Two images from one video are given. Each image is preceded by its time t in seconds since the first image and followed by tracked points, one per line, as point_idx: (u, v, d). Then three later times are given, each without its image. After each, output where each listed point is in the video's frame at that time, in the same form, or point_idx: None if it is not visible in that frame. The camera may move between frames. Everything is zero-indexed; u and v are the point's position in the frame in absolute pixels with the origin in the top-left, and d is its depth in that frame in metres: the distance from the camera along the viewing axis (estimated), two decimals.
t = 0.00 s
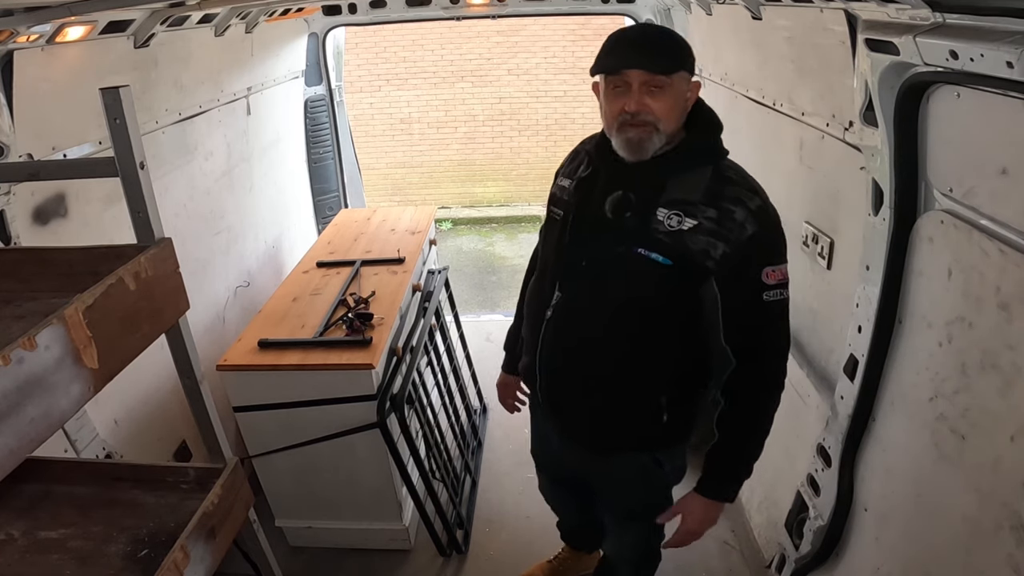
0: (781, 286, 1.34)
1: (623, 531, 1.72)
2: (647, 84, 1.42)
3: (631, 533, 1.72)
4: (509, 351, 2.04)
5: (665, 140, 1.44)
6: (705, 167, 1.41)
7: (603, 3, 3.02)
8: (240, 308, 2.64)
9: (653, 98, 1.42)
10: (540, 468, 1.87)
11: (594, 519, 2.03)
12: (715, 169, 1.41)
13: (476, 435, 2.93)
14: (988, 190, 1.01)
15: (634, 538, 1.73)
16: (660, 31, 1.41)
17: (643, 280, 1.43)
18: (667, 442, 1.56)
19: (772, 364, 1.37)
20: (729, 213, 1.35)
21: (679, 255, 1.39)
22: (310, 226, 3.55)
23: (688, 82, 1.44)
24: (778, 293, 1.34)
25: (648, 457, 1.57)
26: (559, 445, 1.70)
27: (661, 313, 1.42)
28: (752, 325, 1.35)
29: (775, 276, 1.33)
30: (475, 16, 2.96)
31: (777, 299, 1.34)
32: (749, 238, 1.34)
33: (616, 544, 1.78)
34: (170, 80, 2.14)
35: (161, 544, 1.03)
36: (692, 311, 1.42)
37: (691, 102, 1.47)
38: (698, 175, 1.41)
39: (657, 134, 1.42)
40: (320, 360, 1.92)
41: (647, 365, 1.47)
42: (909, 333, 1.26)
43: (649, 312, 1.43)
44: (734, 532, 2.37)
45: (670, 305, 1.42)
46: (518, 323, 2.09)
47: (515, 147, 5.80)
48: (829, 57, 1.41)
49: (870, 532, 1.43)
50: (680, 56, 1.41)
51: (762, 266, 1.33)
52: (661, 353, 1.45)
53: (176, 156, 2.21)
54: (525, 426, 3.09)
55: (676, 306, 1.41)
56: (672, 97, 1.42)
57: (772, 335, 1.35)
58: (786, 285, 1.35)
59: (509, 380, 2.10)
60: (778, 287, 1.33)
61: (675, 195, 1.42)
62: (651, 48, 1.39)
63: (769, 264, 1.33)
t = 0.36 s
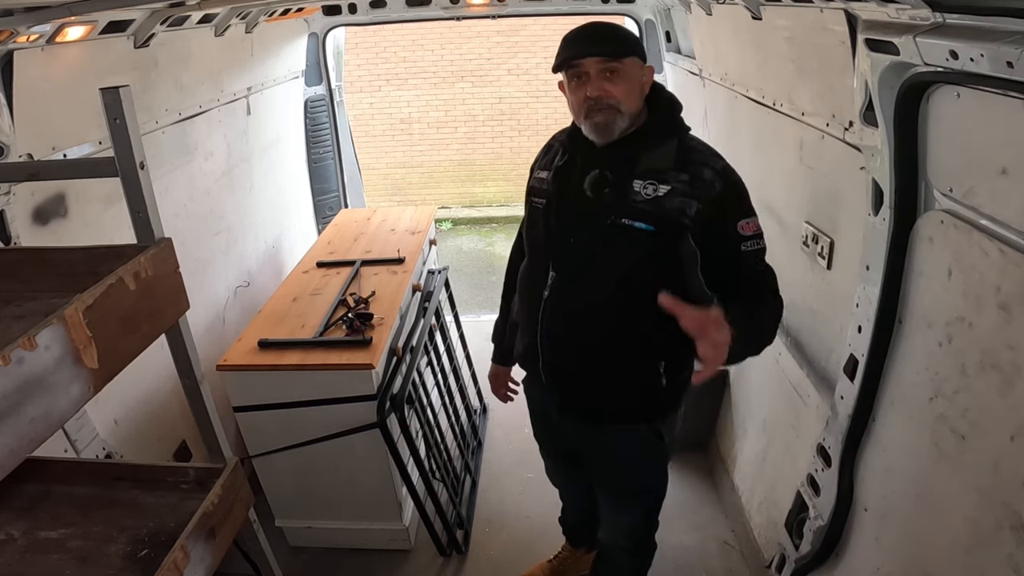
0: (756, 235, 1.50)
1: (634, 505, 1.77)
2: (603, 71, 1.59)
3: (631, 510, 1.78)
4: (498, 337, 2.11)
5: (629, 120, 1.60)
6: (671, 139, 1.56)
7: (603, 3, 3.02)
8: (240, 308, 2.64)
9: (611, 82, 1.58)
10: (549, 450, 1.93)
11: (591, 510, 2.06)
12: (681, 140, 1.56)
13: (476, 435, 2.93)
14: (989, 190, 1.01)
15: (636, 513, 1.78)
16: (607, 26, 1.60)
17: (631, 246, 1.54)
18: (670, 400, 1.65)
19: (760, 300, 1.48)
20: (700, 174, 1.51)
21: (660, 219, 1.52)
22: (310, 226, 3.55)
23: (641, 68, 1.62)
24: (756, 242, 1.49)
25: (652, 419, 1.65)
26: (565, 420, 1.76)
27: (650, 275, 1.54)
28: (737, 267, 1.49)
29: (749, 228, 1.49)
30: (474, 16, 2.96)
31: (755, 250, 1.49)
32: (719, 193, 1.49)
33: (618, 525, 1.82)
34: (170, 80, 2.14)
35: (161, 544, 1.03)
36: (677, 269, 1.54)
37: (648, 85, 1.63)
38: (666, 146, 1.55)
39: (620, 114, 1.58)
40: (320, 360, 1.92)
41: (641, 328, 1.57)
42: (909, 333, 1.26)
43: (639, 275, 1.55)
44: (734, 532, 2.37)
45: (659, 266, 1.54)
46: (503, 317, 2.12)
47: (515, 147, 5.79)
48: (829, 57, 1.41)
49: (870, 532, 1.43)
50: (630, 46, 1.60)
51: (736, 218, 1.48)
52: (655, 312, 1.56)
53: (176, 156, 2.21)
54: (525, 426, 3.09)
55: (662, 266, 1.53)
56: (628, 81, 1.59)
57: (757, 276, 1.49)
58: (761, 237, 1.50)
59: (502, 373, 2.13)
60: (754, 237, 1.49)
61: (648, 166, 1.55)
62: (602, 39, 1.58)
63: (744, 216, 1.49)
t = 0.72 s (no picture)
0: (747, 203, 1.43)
1: (638, 487, 1.76)
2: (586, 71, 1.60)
3: (629, 495, 1.77)
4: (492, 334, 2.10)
5: (613, 116, 1.61)
6: (654, 125, 1.59)
7: (603, 3, 3.03)
8: (240, 308, 2.64)
9: (594, 81, 1.59)
10: (554, 442, 1.93)
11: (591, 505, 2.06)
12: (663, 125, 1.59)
13: (476, 435, 2.93)
14: (988, 190, 1.01)
15: (635, 497, 1.77)
16: (585, 28, 1.61)
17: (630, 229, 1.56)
18: (675, 374, 1.69)
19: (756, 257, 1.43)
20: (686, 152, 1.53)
21: (654, 199, 1.54)
22: (310, 226, 3.55)
23: (620, 66, 1.63)
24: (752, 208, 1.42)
25: (660, 397, 1.67)
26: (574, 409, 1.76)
27: (649, 255, 1.57)
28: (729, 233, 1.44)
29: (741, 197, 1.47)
30: (475, 16, 2.96)
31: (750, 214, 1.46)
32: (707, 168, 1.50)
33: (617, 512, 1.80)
34: (170, 80, 2.14)
35: (161, 544, 1.03)
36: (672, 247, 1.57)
37: (628, 82, 1.65)
38: (651, 130, 1.58)
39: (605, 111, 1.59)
40: (321, 360, 1.92)
41: (643, 308, 1.60)
42: (909, 333, 1.26)
43: (639, 256, 1.57)
44: (734, 532, 2.37)
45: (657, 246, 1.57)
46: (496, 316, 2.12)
47: (515, 147, 5.79)
48: (829, 57, 1.41)
49: (870, 532, 1.43)
50: (610, 46, 1.61)
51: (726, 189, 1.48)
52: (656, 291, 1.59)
53: (176, 156, 2.21)
54: (525, 426, 3.09)
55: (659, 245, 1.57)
56: (610, 79, 1.60)
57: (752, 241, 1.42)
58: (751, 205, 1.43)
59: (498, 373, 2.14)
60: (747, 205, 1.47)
61: (636, 151, 1.57)
62: (583, 40, 1.58)
63: (733, 187, 1.42)
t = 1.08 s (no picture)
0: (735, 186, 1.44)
1: (639, 481, 1.75)
2: (575, 71, 1.61)
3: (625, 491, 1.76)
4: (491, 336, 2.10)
5: (602, 114, 1.63)
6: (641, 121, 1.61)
7: (603, 3, 3.02)
8: (240, 308, 2.64)
9: (583, 81, 1.61)
10: (556, 441, 1.92)
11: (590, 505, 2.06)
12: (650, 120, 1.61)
13: (476, 435, 2.93)
14: (989, 190, 1.01)
15: (630, 494, 1.76)
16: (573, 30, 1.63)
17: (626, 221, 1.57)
18: (676, 365, 1.69)
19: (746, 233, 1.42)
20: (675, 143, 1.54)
21: (648, 190, 1.55)
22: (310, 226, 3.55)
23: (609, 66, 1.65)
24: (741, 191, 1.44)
25: (663, 389, 1.67)
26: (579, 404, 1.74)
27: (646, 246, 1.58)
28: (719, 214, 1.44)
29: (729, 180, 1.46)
30: (475, 16, 2.96)
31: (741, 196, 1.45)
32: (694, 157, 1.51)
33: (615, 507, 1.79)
34: (170, 80, 2.14)
35: (161, 544, 1.03)
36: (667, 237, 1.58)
37: (616, 82, 1.67)
38: (638, 126, 1.60)
39: (594, 110, 1.61)
40: (321, 360, 1.92)
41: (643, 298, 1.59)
42: (909, 332, 1.26)
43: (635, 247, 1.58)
44: (734, 532, 2.37)
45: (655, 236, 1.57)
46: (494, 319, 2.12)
47: (515, 147, 5.79)
48: (829, 57, 1.41)
49: (870, 532, 1.43)
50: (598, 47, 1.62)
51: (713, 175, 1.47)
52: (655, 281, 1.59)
53: (176, 156, 2.21)
54: (525, 426, 3.09)
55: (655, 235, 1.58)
56: (599, 78, 1.62)
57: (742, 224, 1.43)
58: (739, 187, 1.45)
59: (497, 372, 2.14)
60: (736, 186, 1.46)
61: (625, 145, 1.59)
62: (573, 41, 1.60)
63: (719, 171, 1.44)
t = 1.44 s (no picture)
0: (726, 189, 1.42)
1: (649, 489, 1.73)
2: (573, 75, 1.62)
3: (634, 497, 1.74)
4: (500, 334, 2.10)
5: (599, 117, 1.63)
6: (637, 121, 1.60)
7: (603, 3, 3.02)
8: (240, 308, 2.64)
9: (581, 84, 1.61)
10: (554, 443, 1.92)
11: (592, 506, 2.06)
12: (646, 121, 1.59)
13: (476, 435, 2.93)
14: (989, 190, 1.01)
15: (630, 498, 1.75)
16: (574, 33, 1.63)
17: (611, 225, 1.56)
18: (664, 374, 1.65)
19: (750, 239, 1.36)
20: (663, 145, 1.52)
21: (632, 194, 1.53)
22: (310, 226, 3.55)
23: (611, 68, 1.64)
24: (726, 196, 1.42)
25: (649, 400, 1.65)
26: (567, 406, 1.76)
27: (629, 253, 1.55)
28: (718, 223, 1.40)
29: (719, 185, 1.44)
30: (475, 16, 2.96)
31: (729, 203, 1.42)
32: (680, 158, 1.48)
33: (626, 512, 1.78)
34: (170, 80, 2.14)
35: (161, 544, 1.03)
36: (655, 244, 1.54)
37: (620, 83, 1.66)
38: (633, 128, 1.59)
39: (592, 113, 1.61)
40: (321, 360, 1.92)
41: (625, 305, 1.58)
42: (909, 333, 1.26)
43: (619, 254, 1.56)
44: (734, 532, 2.37)
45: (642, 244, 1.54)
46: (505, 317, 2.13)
47: (515, 147, 5.79)
48: (829, 57, 1.41)
49: (870, 532, 1.43)
50: (598, 49, 1.62)
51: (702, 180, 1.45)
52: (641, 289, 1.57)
53: (176, 156, 2.21)
54: (525, 426, 3.09)
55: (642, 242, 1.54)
56: (598, 81, 1.62)
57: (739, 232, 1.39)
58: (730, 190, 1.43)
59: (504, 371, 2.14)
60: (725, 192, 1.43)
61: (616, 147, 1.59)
62: (570, 46, 1.61)
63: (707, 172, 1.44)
